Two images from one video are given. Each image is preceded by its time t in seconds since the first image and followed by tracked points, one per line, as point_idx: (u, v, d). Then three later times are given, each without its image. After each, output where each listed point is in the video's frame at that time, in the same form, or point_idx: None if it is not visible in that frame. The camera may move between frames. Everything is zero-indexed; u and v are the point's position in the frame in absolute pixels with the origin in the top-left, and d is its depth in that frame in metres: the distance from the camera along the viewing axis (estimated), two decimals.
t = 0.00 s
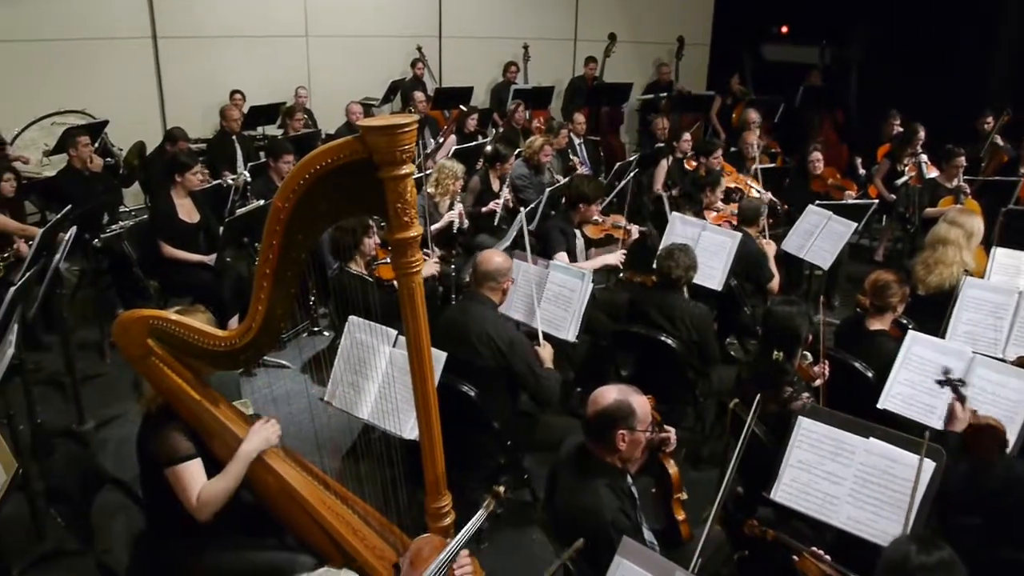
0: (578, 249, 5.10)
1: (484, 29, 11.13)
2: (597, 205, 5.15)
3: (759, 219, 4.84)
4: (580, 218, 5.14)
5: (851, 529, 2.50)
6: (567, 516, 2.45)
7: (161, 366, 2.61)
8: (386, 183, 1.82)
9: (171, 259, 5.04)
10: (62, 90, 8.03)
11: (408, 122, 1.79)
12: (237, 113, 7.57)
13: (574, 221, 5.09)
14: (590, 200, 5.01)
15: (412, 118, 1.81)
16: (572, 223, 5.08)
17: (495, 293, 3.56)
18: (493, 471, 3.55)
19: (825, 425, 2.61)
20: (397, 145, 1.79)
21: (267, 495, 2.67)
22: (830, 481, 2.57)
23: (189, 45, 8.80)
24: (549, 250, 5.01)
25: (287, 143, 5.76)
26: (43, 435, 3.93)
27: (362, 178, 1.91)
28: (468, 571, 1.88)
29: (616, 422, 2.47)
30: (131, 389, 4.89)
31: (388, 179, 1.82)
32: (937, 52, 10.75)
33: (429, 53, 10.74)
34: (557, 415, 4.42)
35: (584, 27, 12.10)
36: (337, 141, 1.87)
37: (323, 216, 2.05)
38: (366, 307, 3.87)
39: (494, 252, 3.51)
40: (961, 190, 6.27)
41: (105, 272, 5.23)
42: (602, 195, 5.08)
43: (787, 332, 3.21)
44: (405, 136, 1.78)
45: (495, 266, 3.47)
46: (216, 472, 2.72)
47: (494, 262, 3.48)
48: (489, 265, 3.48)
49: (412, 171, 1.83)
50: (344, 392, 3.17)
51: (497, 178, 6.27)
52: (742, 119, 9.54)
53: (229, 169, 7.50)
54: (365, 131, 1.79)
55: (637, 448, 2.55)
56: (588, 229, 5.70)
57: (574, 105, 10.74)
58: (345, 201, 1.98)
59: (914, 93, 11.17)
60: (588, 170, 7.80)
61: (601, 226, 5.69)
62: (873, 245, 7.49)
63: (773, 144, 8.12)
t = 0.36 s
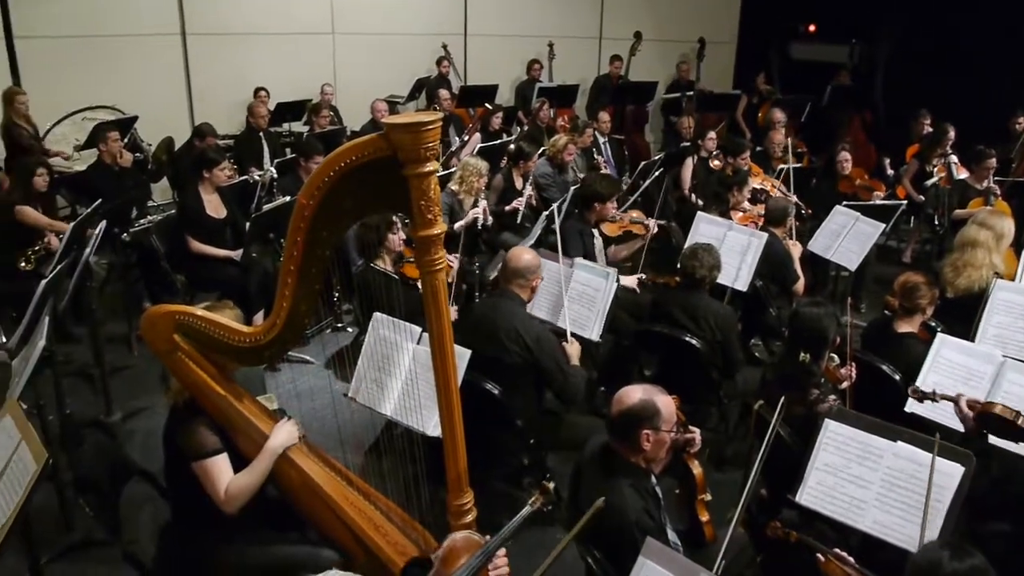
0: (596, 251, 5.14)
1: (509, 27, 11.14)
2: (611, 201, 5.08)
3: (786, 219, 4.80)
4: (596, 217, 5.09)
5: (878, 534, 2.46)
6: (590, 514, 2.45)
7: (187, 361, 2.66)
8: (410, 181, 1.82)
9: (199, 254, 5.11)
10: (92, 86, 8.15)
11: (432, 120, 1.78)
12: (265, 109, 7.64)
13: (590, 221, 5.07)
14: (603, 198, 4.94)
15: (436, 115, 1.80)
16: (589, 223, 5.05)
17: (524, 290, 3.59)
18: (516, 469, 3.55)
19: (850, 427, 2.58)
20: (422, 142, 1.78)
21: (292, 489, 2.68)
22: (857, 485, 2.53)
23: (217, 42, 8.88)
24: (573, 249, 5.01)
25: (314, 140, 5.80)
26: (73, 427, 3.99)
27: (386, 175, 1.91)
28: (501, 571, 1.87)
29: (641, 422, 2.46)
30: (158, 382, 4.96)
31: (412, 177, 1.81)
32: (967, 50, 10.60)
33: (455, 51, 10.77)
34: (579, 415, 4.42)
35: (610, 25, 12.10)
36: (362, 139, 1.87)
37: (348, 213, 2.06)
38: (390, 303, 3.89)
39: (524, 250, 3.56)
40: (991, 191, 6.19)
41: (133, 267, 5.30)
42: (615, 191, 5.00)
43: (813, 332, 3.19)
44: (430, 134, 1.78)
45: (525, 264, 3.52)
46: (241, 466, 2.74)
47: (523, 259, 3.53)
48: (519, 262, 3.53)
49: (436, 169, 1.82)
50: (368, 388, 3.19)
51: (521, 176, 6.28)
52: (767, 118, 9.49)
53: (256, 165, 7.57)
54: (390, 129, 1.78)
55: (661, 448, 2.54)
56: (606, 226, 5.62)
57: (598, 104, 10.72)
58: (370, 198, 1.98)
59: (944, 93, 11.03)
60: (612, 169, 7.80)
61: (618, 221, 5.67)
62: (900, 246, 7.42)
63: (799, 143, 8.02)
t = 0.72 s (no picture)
0: (617, 254, 5.14)
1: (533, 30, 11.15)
2: (631, 205, 5.10)
3: (812, 224, 4.76)
4: (617, 220, 5.08)
5: (905, 544, 2.42)
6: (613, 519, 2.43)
7: (211, 360, 2.68)
8: (433, 182, 1.81)
9: (225, 254, 5.16)
10: (121, 88, 8.26)
11: (455, 121, 1.77)
12: (291, 111, 7.70)
13: (611, 224, 5.07)
14: (623, 201, 4.94)
15: (459, 116, 1.79)
16: (609, 226, 5.04)
17: (551, 294, 3.60)
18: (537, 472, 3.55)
19: (877, 435, 2.54)
20: (444, 144, 1.77)
21: (314, 488, 2.69)
22: (883, 494, 2.49)
23: (244, 44, 8.96)
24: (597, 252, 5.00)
25: (340, 142, 5.84)
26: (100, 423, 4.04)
27: (409, 176, 1.91)
28: None
29: (665, 428, 2.44)
30: (184, 380, 5.02)
31: (435, 178, 1.80)
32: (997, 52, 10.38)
33: (479, 53, 10.80)
34: (601, 418, 4.41)
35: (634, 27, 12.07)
36: (386, 140, 1.87)
37: (370, 214, 2.06)
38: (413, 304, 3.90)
39: (552, 254, 3.56)
40: (1022, 197, 6.10)
41: (160, 266, 5.36)
42: (636, 195, 5.01)
43: (840, 339, 3.16)
44: (453, 136, 1.76)
45: (553, 268, 3.52)
46: (264, 465, 2.76)
47: (551, 263, 3.53)
48: (547, 266, 3.52)
49: (459, 170, 1.81)
50: (391, 389, 3.20)
51: (543, 178, 6.29)
52: (793, 121, 9.41)
53: (281, 165, 7.64)
54: (412, 130, 1.77)
55: (686, 453, 2.52)
56: (626, 230, 5.65)
57: (622, 106, 10.69)
58: (392, 199, 1.97)
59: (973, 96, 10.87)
60: (635, 172, 7.78)
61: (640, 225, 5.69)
62: (928, 251, 7.33)
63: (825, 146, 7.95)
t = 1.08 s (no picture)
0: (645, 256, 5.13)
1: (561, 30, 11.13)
2: (660, 207, 5.15)
3: (845, 228, 4.70)
4: (646, 222, 5.11)
5: (938, 554, 2.36)
6: (640, 524, 2.41)
7: (239, 359, 2.70)
8: (462, 182, 1.80)
9: (255, 252, 5.21)
10: (154, 87, 8.37)
11: (484, 121, 1.76)
12: (320, 110, 7.76)
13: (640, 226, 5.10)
14: (653, 202, 4.98)
15: (488, 116, 1.78)
16: (638, 227, 5.07)
17: (579, 296, 3.58)
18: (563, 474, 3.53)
19: (910, 443, 2.48)
20: (473, 144, 1.76)
21: (340, 487, 2.69)
22: (916, 503, 2.44)
23: (274, 44, 9.04)
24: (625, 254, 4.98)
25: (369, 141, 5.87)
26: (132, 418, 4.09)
27: (438, 176, 1.90)
28: None
29: (693, 432, 2.42)
30: (213, 377, 5.07)
31: (464, 178, 1.80)
32: None
33: (507, 53, 10.80)
34: (628, 421, 4.38)
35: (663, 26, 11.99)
36: (415, 140, 1.86)
37: (398, 213, 2.05)
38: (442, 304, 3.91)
39: (580, 256, 3.54)
40: None
41: (191, 263, 5.42)
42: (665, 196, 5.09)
43: (872, 344, 3.12)
44: (481, 135, 1.75)
45: (581, 269, 3.50)
46: (291, 463, 2.77)
47: (579, 265, 3.51)
48: (575, 268, 3.51)
49: (488, 170, 1.80)
50: (417, 388, 3.21)
51: (568, 178, 6.29)
52: (824, 122, 9.29)
53: (309, 164, 7.70)
54: (441, 131, 1.77)
55: (715, 458, 2.50)
56: (654, 232, 5.46)
57: (650, 107, 10.63)
58: (420, 199, 1.97)
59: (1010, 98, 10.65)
60: (664, 173, 7.73)
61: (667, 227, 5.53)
62: (962, 256, 7.20)
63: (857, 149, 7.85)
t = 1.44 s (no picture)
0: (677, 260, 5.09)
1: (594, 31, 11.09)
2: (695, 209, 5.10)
3: (882, 233, 4.63)
4: (680, 225, 5.07)
5: (976, 568, 2.31)
6: (671, 530, 2.39)
7: (275, 355, 2.73)
8: (499, 184, 1.79)
9: (288, 251, 5.25)
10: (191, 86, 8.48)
11: (523, 123, 1.75)
12: (353, 110, 7.81)
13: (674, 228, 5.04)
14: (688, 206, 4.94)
15: (527, 118, 1.77)
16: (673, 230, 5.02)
17: (608, 300, 3.56)
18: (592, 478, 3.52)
19: (950, 454, 2.43)
20: (512, 145, 1.75)
21: (372, 486, 2.70)
22: (955, 515, 2.39)
23: (309, 44, 9.12)
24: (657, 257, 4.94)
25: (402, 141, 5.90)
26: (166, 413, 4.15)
27: (476, 177, 1.90)
28: None
29: (728, 439, 2.39)
30: (246, 374, 5.13)
31: (502, 180, 1.79)
32: None
33: (540, 54, 10.80)
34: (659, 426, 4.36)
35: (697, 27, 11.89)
36: (453, 141, 1.86)
37: (435, 214, 2.05)
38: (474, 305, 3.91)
39: (608, 260, 3.52)
40: None
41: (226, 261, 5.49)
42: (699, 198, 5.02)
43: (912, 352, 3.06)
44: (520, 137, 1.74)
45: (609, 273, 3.48)
46: (325, 461, 2.79)
47: (608, 269, 3.49)
48: (604, 272, 3.49)
49: (525, 173, 1.79)
50: (449, 388, 3.21)
51: (599, 179, 6.27)
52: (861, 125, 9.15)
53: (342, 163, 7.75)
54: (480, 132, 1.76)
55: (749, 467, 2.44)
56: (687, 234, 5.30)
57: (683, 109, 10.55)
58: (457, 200, 1.96)
59: None
60: (696, 175, 7.68)
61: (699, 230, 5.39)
62: (1003, 263, 7.06)
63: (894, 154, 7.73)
